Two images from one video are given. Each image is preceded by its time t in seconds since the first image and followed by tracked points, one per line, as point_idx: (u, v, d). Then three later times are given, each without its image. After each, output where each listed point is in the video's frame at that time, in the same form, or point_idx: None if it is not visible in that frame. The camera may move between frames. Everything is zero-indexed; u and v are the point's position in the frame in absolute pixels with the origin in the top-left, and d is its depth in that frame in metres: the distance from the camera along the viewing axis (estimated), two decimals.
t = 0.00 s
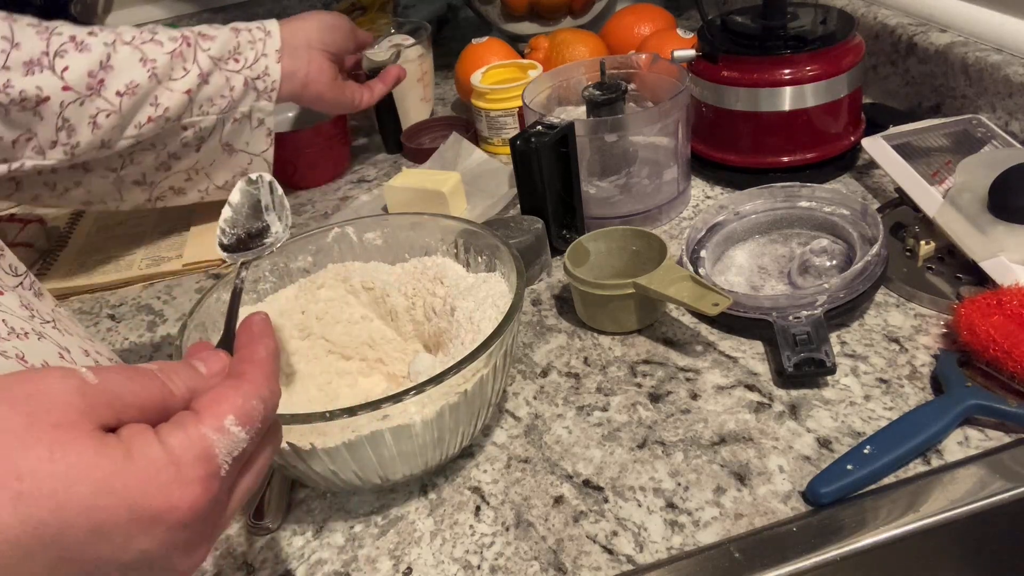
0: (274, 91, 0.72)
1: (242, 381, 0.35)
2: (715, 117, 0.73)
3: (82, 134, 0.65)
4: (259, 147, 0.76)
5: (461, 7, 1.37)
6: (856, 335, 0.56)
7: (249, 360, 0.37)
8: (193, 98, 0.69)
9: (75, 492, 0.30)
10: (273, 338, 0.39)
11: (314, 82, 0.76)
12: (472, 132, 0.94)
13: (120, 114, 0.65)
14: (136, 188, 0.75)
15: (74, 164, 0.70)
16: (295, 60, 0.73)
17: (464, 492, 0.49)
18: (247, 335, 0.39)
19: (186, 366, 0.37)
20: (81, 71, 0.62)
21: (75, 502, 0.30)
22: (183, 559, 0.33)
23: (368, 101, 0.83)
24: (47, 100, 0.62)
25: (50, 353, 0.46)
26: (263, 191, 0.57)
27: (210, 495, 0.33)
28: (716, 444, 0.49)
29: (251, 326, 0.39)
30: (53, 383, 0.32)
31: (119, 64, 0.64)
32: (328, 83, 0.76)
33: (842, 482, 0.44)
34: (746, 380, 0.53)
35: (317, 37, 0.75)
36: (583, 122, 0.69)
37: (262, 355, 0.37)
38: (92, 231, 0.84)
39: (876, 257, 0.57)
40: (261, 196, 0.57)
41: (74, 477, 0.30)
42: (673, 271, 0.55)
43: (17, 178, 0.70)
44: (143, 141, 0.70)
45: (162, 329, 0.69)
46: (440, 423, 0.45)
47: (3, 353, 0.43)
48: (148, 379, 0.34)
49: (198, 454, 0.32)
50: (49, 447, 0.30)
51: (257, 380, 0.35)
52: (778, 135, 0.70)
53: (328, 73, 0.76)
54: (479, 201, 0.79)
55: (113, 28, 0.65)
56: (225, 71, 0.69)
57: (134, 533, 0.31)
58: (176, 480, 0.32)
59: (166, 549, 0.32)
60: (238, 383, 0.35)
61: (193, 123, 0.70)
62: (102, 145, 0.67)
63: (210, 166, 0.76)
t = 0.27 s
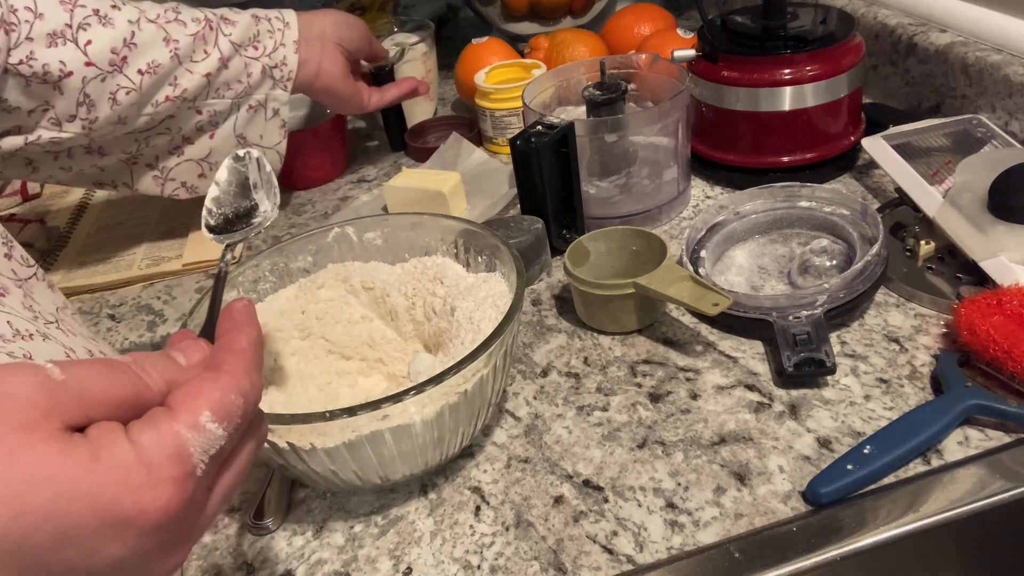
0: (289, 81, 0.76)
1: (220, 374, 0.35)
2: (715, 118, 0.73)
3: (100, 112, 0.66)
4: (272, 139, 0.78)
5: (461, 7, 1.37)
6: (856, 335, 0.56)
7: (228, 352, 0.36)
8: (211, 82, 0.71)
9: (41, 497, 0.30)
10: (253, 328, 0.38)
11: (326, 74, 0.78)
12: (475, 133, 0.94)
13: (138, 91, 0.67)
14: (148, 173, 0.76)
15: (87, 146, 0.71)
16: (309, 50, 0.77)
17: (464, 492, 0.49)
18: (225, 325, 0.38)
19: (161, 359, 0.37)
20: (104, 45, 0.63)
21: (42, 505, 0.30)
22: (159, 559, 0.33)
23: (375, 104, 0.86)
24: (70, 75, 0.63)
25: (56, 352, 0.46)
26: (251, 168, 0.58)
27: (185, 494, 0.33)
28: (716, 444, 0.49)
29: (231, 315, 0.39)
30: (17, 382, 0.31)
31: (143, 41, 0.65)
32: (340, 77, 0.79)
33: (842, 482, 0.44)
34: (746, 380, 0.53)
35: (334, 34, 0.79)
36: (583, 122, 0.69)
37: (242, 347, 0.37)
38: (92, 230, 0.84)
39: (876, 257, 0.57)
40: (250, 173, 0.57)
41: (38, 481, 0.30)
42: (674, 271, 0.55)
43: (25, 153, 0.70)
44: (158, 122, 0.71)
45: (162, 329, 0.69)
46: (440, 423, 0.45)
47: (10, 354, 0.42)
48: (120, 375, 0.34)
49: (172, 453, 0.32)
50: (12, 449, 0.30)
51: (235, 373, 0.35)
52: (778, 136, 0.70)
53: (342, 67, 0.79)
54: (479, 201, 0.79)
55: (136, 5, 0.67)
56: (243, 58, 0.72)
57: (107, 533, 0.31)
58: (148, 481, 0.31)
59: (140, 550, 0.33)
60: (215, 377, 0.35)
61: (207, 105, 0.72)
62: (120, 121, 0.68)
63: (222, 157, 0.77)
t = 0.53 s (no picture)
0: (305, 102, 0.75)
1: (225, 411, 0.35)
2: (715, 117, 0.73)
3: (122, 134, 0.66)
4: (285, 160, 0.77)
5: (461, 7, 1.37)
6: (856, 335, 0.56)
7: (232, 387, 0.36)
8: (229, 104, 0.71)
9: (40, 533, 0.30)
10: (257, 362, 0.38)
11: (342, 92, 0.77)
12: (480, 133, 0.94)
13: (159, 112, 0.66)
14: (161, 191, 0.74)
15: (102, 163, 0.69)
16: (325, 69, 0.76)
17: (464, 492, 0.49)
18: (232, 358, 0.38)
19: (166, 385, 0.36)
20: (126, 65, 0.63)
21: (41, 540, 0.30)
22: None
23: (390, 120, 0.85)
24: (92, 93, 0.63)
25: (67, 356, 0.47)
26: (257, 197, 0.54)
27: (185, 532, 0.33)
28: (716, 444, 0.49)
29: (235, 347, 0.39)
30: (21, 414, 0.31)
31: (164, 62, 0.65)
32: (356, 97, 0.78)
33: (842, 482, 0.44)
34: (746, 380, 0.53)
35: (349, 53, 0.78)
36: (583, 122, 0.69)
37: (247, 382, 0.37)
38: (92, 230, 0.84)
39: (876, 257, 0.57)
40: (255, 202, 0.54)
41: (36, 518, 0.30)
42: (674, 271, 0.55)
43: (40, 168, 0.68)
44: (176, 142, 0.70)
45: (162, 329, 0.69)
46: (440, 423, 0.45)
47: (21, 361, 0.43)
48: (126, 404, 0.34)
49: (173, 490, 0.32)
50: (11, 485, 0.30)
51: (239, 411, 0.35)
52: (778, 135, 0.70)
53: (357, 86, 0.78)
54: (479, 201, 0.79)
55: (158, 26, 0.67)
56: (262, 80, 0.72)
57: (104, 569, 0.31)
58: (148, 519, 0.31)
59: None
60: (220, 414, 0.35)
61: (224, 126, 0.72)
62: (138, 140, 0.67)
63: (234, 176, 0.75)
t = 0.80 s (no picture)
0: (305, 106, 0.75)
1: (261, 464, 0.35)
2: (715, 117, 0.73)
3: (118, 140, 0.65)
4: (284, 165, 0.77)
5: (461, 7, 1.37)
6: (856, 335, 0.56)
7: (268, 440, 0.37)
8: (227, 111, 0.70)
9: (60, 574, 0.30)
10: (288, 413, 0.38)
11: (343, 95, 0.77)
12: (480, 133, 0.94)
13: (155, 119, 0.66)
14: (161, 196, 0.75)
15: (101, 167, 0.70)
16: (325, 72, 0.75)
17: (464, 492, 0.49)
18: (258, 405, 0.38)
19: (184, 411, 0.36)
20: (121, 72, 0.63)
21: None
22: None
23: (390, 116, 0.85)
24: (88, 101, 0.62)
25: (72, 355, 0.47)
26: (277, 238, 0.51)
27: None
28: (716, 444, 0.49)
29: (252, 397, 0.38)
30: (51, 450, 0.31)
31: (160, 69, 0.65)
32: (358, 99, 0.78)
33: (842, 482, 0.44)
34: (746, 380, 0.53)
35: (349, 54, 0.77)
36: (583, 122, 0.69)
37: (282, 436, 0.37)
38: (93, 230, 0.84)
39: (875, 257, 0.57)
40: (274, 242, 0.51)
41: (56, 558, 0.30)
42: (674, 271, 0.55)
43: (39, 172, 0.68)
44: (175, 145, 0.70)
45: (162, 329, 0.69)
46: (441, 423, 0.45)
47: (28, 361, 0.43)
48: (148, 437, 0.34)
49: (193, 543, 0.32)
50: (37, 525, 0.30)
51: (277, 466, 0.35)
52: (778, 135, 0.70)
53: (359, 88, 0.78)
54: (479, 201, 0.79)
55: (154, 32, 0.67)
56: (260, 86, 0.71)
57: None
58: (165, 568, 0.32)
59: None
60: (256, 467, 0.35)
61: (222, 132, 0.72)
62: (136, 148, 0.67)
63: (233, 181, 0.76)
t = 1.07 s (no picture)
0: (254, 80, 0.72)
1: (254, 453, 0.35)
2: (715, 117, 0.73)
3: (67, 132, 0.64)
4: (246, 143, 0.75)
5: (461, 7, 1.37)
6: (856, 335, 0.56)
7: (258, 428, 0.36)
8: (174, 90, 0.68)
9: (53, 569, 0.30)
10: (279, 402, 0.38)
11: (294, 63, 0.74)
12: (480, 133, 0.94)
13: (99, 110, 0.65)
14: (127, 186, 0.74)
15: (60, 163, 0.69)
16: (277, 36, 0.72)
17: (464, 492, 0.49)
18: (248, 395, 0.38)
19: (174, 402, 0.36)
20: (57, 63, 0.62)
21: None
22: None
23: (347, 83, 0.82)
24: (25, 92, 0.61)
25: (59, 356, 0.47)
26: (262, 234, 0.52)
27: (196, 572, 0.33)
28: (716, 444, 0.49)
29: (242, 385, 0.38)
30: (37, 444, 0.31)
31: (97, 55, 0.63)
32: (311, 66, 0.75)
33: (843, 482, 0.44)
34: (746, 380, 0.53)
35: (303, 19, 0.75)
36: (583, 122, 0.69)
37: (273, 423, 0.37)
38: (92, 230, 0.84)
39: (876, 257, 0.57)
40: (259, 238, 0.52)
41: (48, 553, 0.30)
42: (673, 271, 0.55)
43: None
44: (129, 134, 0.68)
45: (162, 329, 0.69)
46: (440, 423, 0.45)
47: (11, 362, 0.43)
48: (139, 428, 0.34)
49: (188, 532, 0.32)
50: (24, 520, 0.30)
51: (270, 454, 0.35)
52: (778, 135, 0.70)
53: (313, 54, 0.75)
54: (479, 201, 0.79)
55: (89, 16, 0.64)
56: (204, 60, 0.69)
57: None
58: (160, 559, 0.32)
59: None
60: (248, 455, 0.35)
61: (175, 114, 0.70)
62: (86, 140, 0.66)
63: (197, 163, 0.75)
